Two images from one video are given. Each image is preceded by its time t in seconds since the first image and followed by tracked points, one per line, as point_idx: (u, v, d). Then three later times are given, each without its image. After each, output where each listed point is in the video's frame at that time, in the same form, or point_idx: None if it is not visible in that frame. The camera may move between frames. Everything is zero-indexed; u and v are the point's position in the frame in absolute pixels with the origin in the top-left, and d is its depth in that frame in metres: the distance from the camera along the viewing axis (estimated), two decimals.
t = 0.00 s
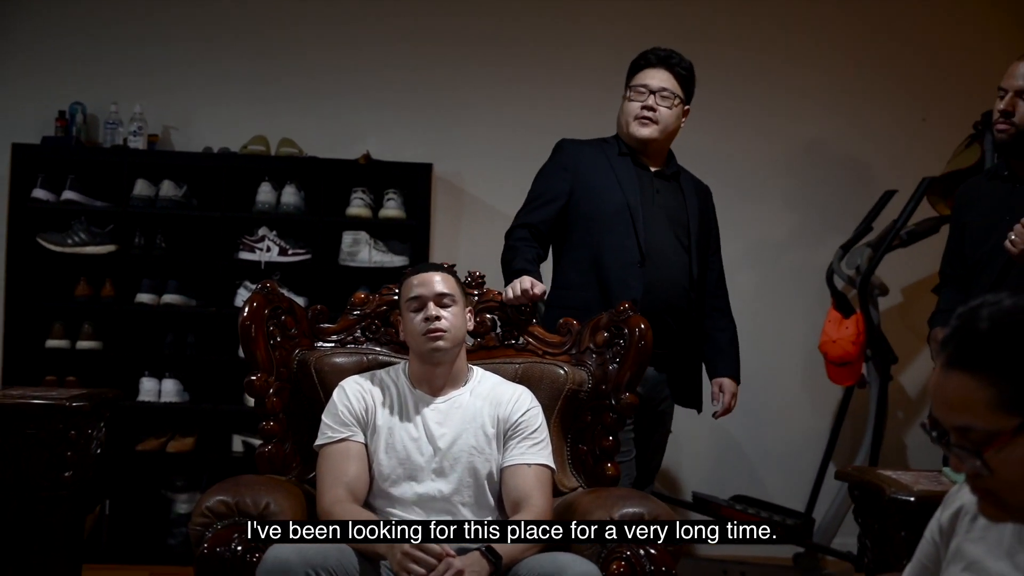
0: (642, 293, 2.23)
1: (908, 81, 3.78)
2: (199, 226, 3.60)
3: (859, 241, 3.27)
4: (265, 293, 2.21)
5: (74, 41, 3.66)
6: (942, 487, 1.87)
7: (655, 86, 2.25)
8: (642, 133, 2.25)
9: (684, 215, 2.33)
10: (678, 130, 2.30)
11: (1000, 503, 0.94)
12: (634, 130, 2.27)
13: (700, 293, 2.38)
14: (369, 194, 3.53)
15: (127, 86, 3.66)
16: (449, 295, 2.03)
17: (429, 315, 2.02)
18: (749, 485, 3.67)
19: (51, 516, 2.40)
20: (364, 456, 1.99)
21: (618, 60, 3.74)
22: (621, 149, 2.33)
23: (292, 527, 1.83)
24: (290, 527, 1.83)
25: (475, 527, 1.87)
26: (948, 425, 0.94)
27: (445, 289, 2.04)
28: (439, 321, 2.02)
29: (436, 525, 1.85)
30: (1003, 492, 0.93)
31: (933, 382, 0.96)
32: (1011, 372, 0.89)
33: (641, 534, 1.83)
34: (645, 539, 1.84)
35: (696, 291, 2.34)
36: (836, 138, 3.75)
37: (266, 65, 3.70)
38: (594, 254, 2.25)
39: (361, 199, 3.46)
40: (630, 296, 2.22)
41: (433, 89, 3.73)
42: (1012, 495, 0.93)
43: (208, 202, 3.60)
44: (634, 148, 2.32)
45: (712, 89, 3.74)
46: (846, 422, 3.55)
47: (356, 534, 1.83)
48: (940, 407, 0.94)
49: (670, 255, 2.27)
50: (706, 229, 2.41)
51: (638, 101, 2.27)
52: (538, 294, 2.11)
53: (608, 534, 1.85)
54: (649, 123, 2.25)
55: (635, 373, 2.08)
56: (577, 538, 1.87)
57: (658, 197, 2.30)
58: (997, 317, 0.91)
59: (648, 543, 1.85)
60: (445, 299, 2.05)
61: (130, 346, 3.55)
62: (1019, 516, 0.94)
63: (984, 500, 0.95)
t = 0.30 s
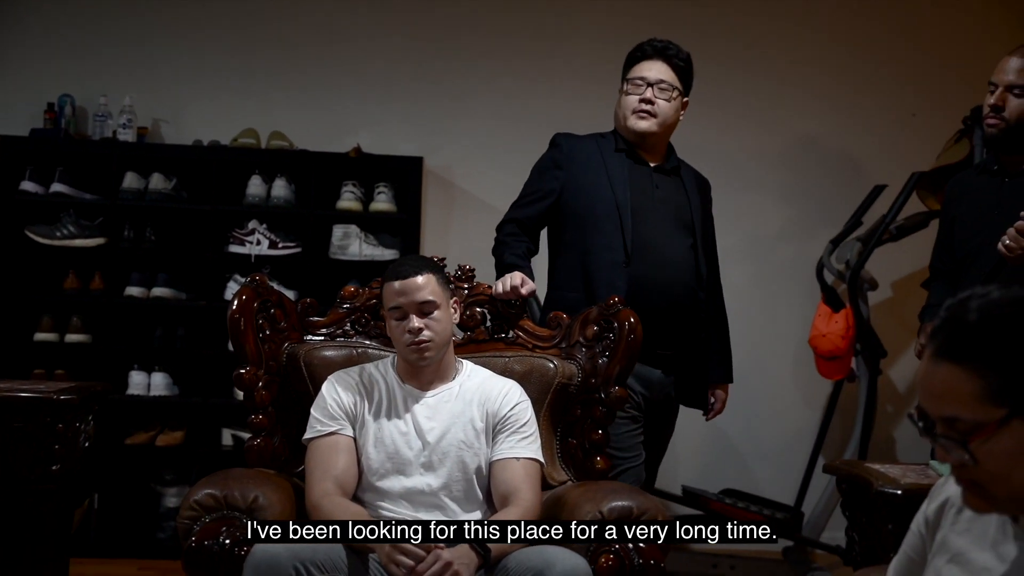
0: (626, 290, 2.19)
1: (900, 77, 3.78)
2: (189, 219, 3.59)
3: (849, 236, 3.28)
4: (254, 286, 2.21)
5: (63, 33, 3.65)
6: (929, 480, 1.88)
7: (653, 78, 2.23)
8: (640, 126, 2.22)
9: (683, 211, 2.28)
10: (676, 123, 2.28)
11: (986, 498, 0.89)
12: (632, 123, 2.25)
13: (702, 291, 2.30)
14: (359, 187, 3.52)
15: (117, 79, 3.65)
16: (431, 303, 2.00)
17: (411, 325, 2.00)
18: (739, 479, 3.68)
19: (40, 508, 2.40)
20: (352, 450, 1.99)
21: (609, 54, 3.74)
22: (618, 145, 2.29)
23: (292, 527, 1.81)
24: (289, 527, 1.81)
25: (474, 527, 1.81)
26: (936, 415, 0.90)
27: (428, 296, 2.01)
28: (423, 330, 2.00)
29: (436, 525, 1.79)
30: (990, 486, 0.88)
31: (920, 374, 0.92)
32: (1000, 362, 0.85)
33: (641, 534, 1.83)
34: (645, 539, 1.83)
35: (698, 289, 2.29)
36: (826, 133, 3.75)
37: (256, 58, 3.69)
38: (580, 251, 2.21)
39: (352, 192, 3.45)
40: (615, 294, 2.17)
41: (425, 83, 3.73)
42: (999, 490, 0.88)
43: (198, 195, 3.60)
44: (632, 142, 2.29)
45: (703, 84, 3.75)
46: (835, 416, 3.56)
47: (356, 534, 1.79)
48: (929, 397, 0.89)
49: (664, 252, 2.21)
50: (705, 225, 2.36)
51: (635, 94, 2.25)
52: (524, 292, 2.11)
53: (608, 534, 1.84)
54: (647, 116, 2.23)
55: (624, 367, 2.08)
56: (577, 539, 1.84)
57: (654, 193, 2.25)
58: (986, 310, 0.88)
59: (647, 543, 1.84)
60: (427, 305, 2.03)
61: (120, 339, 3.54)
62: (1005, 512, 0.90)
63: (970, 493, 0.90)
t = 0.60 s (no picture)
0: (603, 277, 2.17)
1: (886, 69, 3.79)
2: (172, 208, 3.57)
3: (833, 227, 3.28)
4: (237, 275, 2.20)
5: (45, 21, 3.62)
6: (909, 468, 1.89)
7: (642, 55, 2.14)
8: (634, 106, 2.13)
9: (664, 192, 2.18)
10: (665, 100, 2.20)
11: (959, 484, 0.87)
12: (623, 104, 2.15)
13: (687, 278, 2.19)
14: (344, 177, 3.52)
15: (99, 67, 3.63)
16: (410, 310, 1.95)
17: (390, 333, 1.96)
18: (724, 469, 3.70)
19: (20, 498, 2.39)
20: (335, 440, 1.99)
21: (595, 45, 3.74)
22: (599, 129, 2.22)
23: (292, 527, 1.76)
24: (290, 527, 1.76)
25: (474, 527, 1.77)
26: (915, 397, 0.88)
27: (407, 303, 1.95)
28: (402, 337, 1.97)
29: (435, 525, 1.76)
30: (966, 470, 0.86)
31: (903, 354, 0.91)
32: (985, 344, 0.84)
33: (641, 534, 1.83)
34: (645, 539, 1.83)
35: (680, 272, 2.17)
36: (810, 124, 3.76)
37: (241, 46, 3.68)
38: (556, 239, 2.19)
39: (336, 182, 3.44)
40: (585, 284, 2.15)
41: (410, 73, 3.71)
42: (973, 475, 0.86)
43: (181, 184, 3.58)
44: (623, 124, 2.20)
45: (689, 75, 3.75)
46: (819, 406, 3.57)
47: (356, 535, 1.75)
48: (908, 376, 0.88)
49: (638, 238, 2.13)
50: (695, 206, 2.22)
51: (625, 72, 2.15)
52: (507, 285, 2.11)
53: (608, 534, 1.83)
54: (640, 95, 2.14)
55: (607, 356, 2.08)
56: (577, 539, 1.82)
57: (633, 176, 2.16)
58: (969, 292, 0.86)
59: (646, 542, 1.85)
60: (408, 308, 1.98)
61: (103, 330, 3.53)
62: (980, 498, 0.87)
63: (944, 478, 0.88)
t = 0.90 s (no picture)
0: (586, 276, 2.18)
1: (874, 68, 3.79)
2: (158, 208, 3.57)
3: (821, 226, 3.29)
4: (222, 275, 2.19)
5: (30, 21, 3.61)
6: (892, 467, 1.90)
7: (630, 54, 2.08)
8: (627, 107, 2.09)
9: (635, 188, 2.12)
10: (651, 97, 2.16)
11: (939, 477, 0.93)
12: (614, 104, 2.10)
13: (662, 273, 2.11)
14: (331, 177, 3.51)
15: (84, 66, 3.63)
16: (401, 321, 1.95)
17: (379, 341, 1.95)
18: (712, 468, 3.71)
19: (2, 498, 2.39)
20: (320, 442, 1.98)
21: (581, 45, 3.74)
22: (577, 129, 2.21)
23: (292, 527, 1.76)
24: (290, 527, 1.76)
25: (474, 527, 1.79)
26: (900, 389, 0.95)
27: (398, 313, 1.95)
28: (391, 345, 1.96)
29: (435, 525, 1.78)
30: (946, 463, 0.92)
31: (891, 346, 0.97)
32: (970, 338, 0.90)
33: (641, 533, 1.84)
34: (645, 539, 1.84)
35: (652, 267, 2.10)
36: (797, 124, 3.77)
37: (225, 45, 3.67)
38: (532, 243, 2.19)
39: (323, 181, 3.44)
40: (560, 288, 2.17)
41: (397, 72, 3.71)
42: (952, 468, 0.91)
43: (167, 184, 3.57)
44: (612, 123, 2.14)
45: (676, 75, 3.75)
46: (806, 406, 3.58)
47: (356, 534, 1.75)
48: (894, 368, 0.95)
49: (607, 239, 2.11)
50: (675, 196, 2.12)
51: (614, 72, 2.09)
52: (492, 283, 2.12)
53: (608, 534, 1.83)
54: (631, 95, 2.09)
55: (594, 356, 2.07)
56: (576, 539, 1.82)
57: (604, 175, 2.14)
58: (953, 291, 0.93)
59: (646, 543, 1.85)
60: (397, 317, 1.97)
61: (90, 330, 3.52)
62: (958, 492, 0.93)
63: (926, 471, 0.94)
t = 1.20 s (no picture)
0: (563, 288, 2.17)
1: (853, 79, 3.82)
2: (136, 219, 3.56)
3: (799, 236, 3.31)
4: (200, 287, 2.19)
5: (8, 31, 3.61)
6: (867, 477, 1.91)
7: (611, 63, 2.08)
8: (613, 117, 2.08)
9: (613, 197, 2.11)
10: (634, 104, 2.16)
11: (912, 486, 0.93)
12: (600, 115, 2.09)
13: (640, 281, 2.09)
14: (310, 188, 3.51)
15: (61, 76, 3.62)
16: (387, 329, 1.95)
17: (365, 351, 1.95)
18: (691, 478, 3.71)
19: None
20: (298, 454, 1.97)
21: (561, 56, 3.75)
22: (559, 142, 2.20)
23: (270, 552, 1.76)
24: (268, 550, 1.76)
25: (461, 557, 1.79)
26: (874, 396, 0.95)
27: (384, 322, 1.95)
28: (376, 355, 1.95)
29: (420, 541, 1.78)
30: (916, 471, 0.93)
31: (865, 353, 0.98)
32: (945, 347, 0.91)
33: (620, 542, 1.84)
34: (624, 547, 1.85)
35: (630, 276, 2.09)
36: (776, 134, 3.79)
37: (204, 56, 3.67)
38: (517, 255, 2.20)
39: (302, 192, 3.44)
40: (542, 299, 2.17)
41: (377, 83, 3.72)
42: (923, 477, 0.92)
43: (146, 195, 3.56)
44: (598, 133, 2.14)
45: (655, 86, 3.78)
46: (786, 415, 3.59)
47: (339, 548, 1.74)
48: (869, 376, 0.96)
49: (585, 248, 2.11)
50: (654, 203, 2.10)
51: (597, 83, 2.08)
52: (468, 295, 2.13)
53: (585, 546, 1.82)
54: (616, 105, 2.08)
55: (573, 367, 2.06)
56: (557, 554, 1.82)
57: (582, 185, 2.14)
58: (926, 300, 0.94)
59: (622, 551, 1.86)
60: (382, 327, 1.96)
61: (67, 342, 3.50)
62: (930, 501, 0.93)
63: (898, 480, 0.94)
